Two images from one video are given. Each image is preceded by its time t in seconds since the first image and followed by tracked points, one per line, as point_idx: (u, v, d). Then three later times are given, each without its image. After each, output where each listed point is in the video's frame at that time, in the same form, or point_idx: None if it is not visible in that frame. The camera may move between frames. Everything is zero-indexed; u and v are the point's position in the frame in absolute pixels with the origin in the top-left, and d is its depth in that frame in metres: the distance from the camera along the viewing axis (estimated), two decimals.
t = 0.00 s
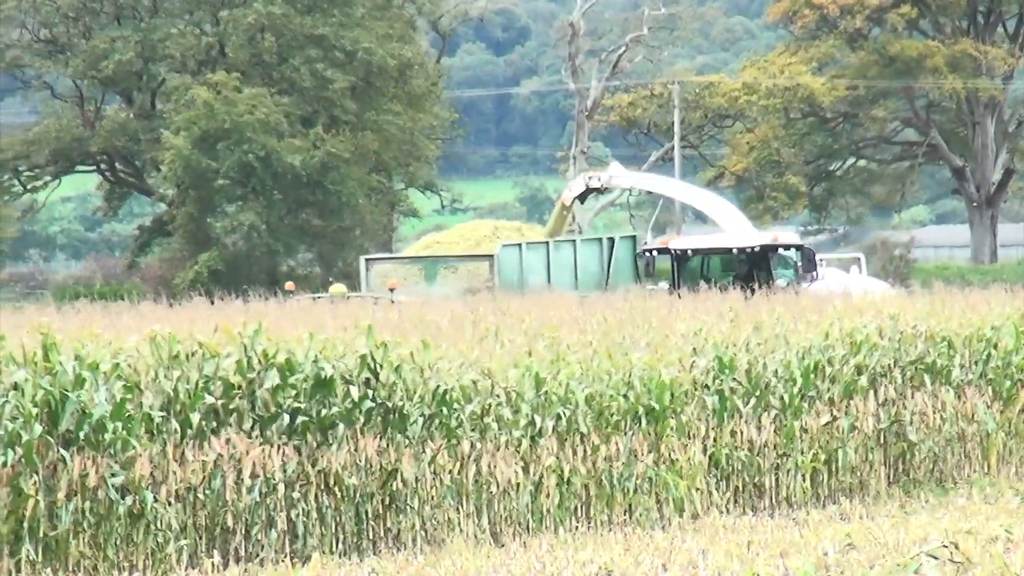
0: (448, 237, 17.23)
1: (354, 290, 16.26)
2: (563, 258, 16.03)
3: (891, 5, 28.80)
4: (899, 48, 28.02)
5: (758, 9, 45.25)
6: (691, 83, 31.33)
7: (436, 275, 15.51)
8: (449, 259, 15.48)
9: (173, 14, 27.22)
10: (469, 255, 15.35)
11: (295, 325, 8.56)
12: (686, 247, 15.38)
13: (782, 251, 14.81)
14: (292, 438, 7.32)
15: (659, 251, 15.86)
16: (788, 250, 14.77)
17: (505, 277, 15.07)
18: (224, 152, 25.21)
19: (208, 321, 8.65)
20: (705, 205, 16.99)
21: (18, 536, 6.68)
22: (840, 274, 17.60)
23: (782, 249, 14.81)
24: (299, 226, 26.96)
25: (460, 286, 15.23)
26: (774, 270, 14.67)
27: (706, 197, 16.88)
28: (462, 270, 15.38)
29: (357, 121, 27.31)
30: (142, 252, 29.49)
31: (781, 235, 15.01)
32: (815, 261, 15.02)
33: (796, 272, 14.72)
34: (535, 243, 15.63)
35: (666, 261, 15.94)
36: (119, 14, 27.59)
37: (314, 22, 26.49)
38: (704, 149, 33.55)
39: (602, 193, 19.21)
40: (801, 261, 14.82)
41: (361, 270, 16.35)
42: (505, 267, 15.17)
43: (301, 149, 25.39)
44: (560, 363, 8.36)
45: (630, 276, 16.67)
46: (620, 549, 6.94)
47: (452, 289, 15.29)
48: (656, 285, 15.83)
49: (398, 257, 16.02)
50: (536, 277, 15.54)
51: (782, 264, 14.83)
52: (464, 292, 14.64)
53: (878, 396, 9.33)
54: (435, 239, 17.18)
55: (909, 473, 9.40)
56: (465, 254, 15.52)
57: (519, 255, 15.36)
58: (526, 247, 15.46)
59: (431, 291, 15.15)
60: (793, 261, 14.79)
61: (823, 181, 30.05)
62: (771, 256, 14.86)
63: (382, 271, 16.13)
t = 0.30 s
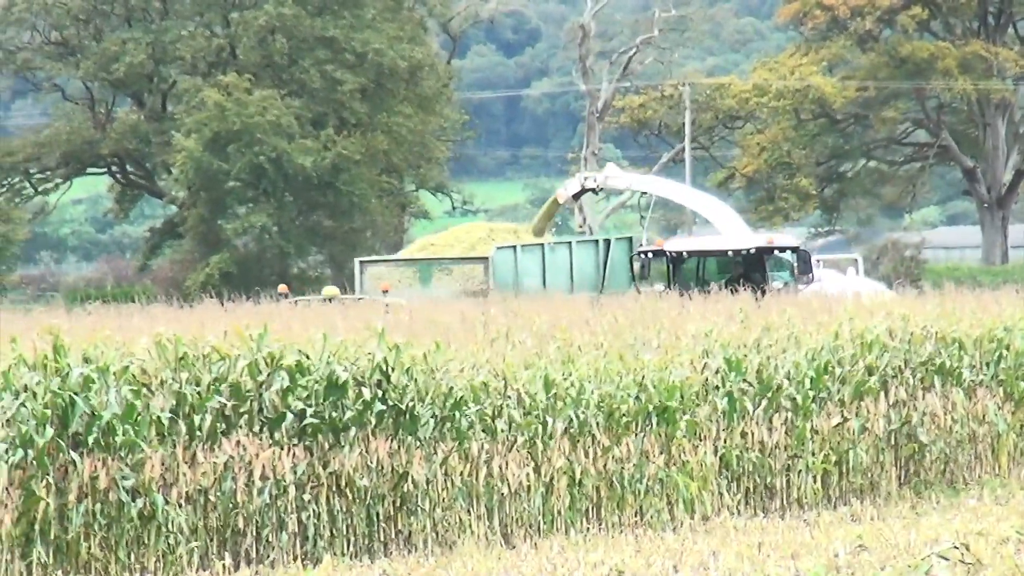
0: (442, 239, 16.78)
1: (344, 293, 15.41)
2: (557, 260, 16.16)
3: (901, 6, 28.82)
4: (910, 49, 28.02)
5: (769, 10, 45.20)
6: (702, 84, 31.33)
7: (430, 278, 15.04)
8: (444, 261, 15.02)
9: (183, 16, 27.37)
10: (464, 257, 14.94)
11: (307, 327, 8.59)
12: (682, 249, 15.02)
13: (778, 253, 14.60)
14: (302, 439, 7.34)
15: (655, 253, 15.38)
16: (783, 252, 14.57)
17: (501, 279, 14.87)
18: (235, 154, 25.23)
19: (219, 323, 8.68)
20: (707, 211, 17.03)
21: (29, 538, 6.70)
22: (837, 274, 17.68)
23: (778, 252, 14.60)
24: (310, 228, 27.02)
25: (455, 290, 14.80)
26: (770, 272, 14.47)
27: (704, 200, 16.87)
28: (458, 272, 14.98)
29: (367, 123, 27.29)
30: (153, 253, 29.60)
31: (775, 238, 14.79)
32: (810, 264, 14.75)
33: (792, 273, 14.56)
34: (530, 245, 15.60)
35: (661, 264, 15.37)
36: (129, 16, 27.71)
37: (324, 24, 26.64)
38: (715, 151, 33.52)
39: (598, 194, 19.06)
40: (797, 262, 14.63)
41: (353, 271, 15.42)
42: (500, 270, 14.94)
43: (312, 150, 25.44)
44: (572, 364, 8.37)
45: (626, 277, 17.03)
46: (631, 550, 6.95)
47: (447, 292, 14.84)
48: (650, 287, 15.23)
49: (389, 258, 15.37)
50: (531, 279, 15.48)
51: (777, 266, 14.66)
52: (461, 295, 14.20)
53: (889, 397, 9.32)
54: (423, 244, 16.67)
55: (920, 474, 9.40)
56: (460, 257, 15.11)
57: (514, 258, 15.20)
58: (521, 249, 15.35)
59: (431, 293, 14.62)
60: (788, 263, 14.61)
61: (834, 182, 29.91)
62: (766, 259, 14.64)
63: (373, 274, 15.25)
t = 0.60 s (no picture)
0: (439, 241, 16.75)
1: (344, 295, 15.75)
2: (555, 261, 15.94)
3: (916, 8, 28.81)
4: (925, 50, 28.01)
5: (783, 11, 45.13)
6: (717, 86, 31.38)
7: (426, 280, 15.06)
8: (440, 263, 15.04)
9: (199, 18, 27.54)
10: (460, 259, 14.97)
11: (322, 329, 8.61)
12: (680, 250, 14.95)
13: (777, 255, 14.59)
14: (318, 442, 7.36)
15: (653, 254, 15.27)
16: (783, 254, 14.54)
17: (497, 282, 14.77)
18: (248, 156, 25.38)
19: (233, 325, 8.70)
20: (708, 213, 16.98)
21: (44, 541, 6.69)
22: (836, 274, 17.66)
23: (777, 254, 14.59)
24: (326, 230, 27.10)
25: (451, 292, 14.82)
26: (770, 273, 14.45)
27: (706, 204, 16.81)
28: (454, 274, 15.01)
29: (383, 124, 27.44)
30: (168, 256, 29.75)
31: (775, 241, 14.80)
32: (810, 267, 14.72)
33: (792, 275, 14.50)
34: (527, 246, 15.39)
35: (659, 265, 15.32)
36: (145, 18, 27.88)
37: (338, 26, 26.83)
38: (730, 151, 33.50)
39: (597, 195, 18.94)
40: (796, 264, 14.57)
41: (352, 275, 15.79)
42: (496, 272, 14.84)
43: (326, 151, 25.63)
44: (588, 366, 8.39)
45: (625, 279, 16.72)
46: (647, 551, 6.98)
47: (443, 294, 14.87)
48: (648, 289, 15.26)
49: (387, 261, 15.49)
50: (528, 282, 15.29)
51: (776, 268, 14.62)
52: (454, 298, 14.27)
53: (905, 399, 9.32)
54: (425, 244, 16.71)
55: (935, 475, 9.39)
56: (456, 258, 15.13)
57: (511, 260, 15.03)
58: (519, 250, 15.17)
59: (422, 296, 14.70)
60: (787, 265, 14.56)
61: (849, 184, 29.64)
62: (765, 260, 14.68)
63: (370, 276, 15.51)
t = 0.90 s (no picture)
0: (441, 244, 16.55)
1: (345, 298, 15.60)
2: (558, 264, 15.81)
3: (935, 10, 28.81)
4: (943, 53, 28.00)
5: (802, 12, 45.03)
6: (736, 87, 31.27)
7: (428, 282, 14.87)
8: (442, 265, 14.85)
9: (218, 20, 27.81)
10: (462, 261, 14.74)
11: (341, 331, 8.65)
12: (684, 252, 14.86)
13: (781, 257, 14.43)
14: (337, 444, 7.39)
15: (657, 255, 15.23)
16: (787, 256, 14.39)
17: (499, 285, 14.56)
18: (268, 158, 25.57)
19: (251, 328, 8.72)
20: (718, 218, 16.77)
21: (63, 544, 6.66)
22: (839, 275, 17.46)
23: (781, 255, 14.43)
24: (345, 232, 27.06)
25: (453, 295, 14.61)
26: (772, 275, 14.29)
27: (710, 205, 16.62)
28: (455, 276, 14.81)
29: (402, 126, 27.54)
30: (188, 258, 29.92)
31: (779, 244, 14.69)
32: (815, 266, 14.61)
33: (796, 278, 14.35)
34: (531, 248, 15.24)
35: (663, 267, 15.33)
36: (163, 21, 28.12)
37: (357, 28, 27.01)
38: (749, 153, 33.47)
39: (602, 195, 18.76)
40: (800, 266, 14.43)
41: (353, 277, 15.65)
42: (498, 274, 14.65)
43: (346, 154, 25.78)
44: (606, 368, 8.41)
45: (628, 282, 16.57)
46: (667, 553, 7.01)
47: (445, 296, 14.70)
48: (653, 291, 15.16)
49: (390, 264, 15.34)
50: (531, 284, 15.14)
51: (780, 270, 14.44)
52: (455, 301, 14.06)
53: (924, 400, 9.33)
54: (428, 246, 16.55)
55: (954, 476, 9.39)
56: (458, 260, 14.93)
57: (513, 261, 14.86)
58: (521, 252, 14.97)
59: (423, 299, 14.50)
60: (792, 267, 14.44)
61: (868, 185, 29.73)
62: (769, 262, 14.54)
63: (372, 278, 15.35)
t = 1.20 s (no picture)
0: (446, 244, 16.79)
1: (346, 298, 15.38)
2: (564, 263, 15.82)
3: (960, 9, 28.80)
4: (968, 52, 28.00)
5: (826, 12, 44.92)
6: (760, 87, 31.19)
7: (434, 282, 14.78)
8: (448, 265, 14.75)
9: (242, 20, 28.23)
10: (467, 262, 14.71)
11: (366, 332, 8.71)
12: (691, 253, 14.73)
13: (788, 257, 14.25)
14: (362, 445, 7.45)
15: (663, 256, 15.00)
16: (794, 257, 14.22)
17: (506, 285, 14.60)
18: (293, 158, 25.67)
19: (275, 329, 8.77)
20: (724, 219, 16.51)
21: (88, 544, 6.72)
22: (849, 274, 17.17)
23: (788, 256, 14.25)
24: (370, 233, 27.27)
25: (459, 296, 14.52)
26: (780, 276, 14.13)
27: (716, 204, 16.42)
28: (462, 276, 14.74)
29: (426, 127, 27.64)
30: (213, 259, 30.10)
31: (787, 243, 14.46)
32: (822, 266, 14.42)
33: (803, 278, 14.19)
34: (537, 249, 15.26)
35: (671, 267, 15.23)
36: (188, 21, 28.45)
37: (381, 28, 27.15)
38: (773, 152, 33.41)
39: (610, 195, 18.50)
40: (807, 266, 14.25)
41: (357, 277, 15.45)
42: (504, 274, 14.66)
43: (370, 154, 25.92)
44: (631, 368, 8.45)
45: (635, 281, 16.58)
46: (691, 552, 7.06)
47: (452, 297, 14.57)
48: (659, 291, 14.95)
49: (394, 263, 15.15)
50: (538, 284, 15.16)
51: (787, 271, 14.28)
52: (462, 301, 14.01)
53: (948, 400, 9.32)
54: (433, 246, 16.67)
55: (979, 476, 9.38)
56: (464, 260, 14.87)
57: (520, 262, 14.87)
58: (528, 253, 15.04)
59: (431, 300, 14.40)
60: (799, 267, 14.25)
61: (892, 184, 29.37)
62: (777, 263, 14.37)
63: (376, 278, 15.17)
